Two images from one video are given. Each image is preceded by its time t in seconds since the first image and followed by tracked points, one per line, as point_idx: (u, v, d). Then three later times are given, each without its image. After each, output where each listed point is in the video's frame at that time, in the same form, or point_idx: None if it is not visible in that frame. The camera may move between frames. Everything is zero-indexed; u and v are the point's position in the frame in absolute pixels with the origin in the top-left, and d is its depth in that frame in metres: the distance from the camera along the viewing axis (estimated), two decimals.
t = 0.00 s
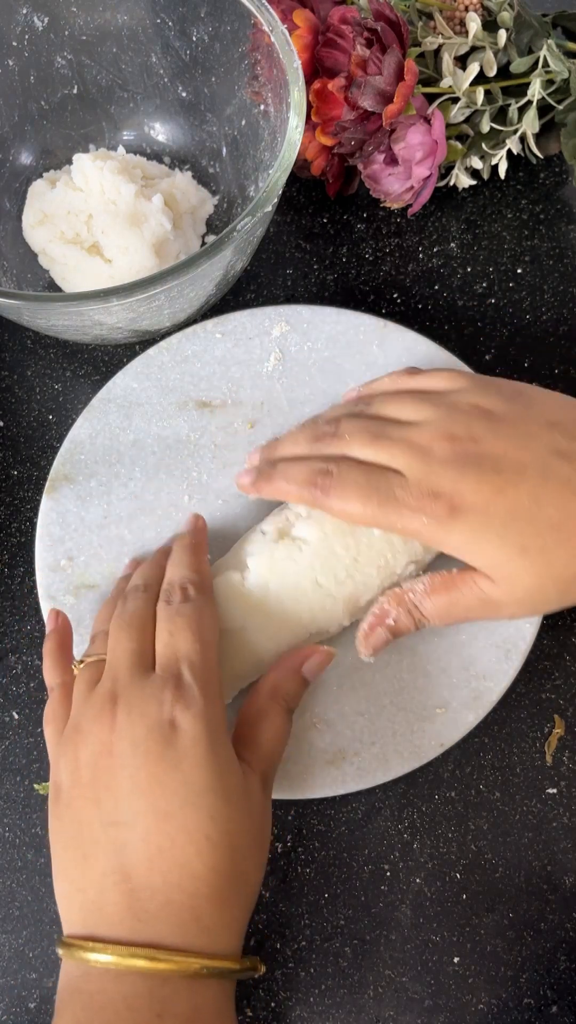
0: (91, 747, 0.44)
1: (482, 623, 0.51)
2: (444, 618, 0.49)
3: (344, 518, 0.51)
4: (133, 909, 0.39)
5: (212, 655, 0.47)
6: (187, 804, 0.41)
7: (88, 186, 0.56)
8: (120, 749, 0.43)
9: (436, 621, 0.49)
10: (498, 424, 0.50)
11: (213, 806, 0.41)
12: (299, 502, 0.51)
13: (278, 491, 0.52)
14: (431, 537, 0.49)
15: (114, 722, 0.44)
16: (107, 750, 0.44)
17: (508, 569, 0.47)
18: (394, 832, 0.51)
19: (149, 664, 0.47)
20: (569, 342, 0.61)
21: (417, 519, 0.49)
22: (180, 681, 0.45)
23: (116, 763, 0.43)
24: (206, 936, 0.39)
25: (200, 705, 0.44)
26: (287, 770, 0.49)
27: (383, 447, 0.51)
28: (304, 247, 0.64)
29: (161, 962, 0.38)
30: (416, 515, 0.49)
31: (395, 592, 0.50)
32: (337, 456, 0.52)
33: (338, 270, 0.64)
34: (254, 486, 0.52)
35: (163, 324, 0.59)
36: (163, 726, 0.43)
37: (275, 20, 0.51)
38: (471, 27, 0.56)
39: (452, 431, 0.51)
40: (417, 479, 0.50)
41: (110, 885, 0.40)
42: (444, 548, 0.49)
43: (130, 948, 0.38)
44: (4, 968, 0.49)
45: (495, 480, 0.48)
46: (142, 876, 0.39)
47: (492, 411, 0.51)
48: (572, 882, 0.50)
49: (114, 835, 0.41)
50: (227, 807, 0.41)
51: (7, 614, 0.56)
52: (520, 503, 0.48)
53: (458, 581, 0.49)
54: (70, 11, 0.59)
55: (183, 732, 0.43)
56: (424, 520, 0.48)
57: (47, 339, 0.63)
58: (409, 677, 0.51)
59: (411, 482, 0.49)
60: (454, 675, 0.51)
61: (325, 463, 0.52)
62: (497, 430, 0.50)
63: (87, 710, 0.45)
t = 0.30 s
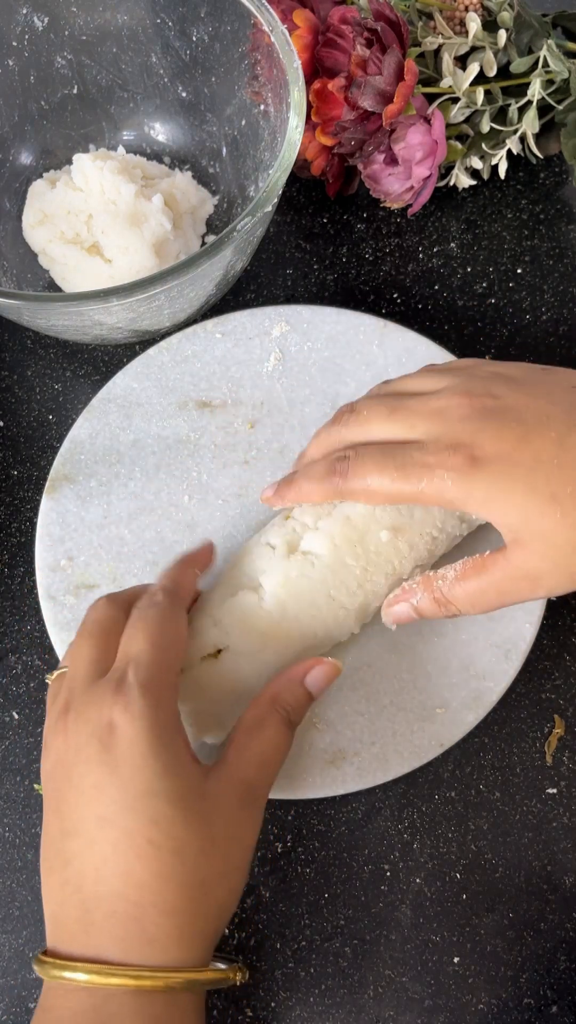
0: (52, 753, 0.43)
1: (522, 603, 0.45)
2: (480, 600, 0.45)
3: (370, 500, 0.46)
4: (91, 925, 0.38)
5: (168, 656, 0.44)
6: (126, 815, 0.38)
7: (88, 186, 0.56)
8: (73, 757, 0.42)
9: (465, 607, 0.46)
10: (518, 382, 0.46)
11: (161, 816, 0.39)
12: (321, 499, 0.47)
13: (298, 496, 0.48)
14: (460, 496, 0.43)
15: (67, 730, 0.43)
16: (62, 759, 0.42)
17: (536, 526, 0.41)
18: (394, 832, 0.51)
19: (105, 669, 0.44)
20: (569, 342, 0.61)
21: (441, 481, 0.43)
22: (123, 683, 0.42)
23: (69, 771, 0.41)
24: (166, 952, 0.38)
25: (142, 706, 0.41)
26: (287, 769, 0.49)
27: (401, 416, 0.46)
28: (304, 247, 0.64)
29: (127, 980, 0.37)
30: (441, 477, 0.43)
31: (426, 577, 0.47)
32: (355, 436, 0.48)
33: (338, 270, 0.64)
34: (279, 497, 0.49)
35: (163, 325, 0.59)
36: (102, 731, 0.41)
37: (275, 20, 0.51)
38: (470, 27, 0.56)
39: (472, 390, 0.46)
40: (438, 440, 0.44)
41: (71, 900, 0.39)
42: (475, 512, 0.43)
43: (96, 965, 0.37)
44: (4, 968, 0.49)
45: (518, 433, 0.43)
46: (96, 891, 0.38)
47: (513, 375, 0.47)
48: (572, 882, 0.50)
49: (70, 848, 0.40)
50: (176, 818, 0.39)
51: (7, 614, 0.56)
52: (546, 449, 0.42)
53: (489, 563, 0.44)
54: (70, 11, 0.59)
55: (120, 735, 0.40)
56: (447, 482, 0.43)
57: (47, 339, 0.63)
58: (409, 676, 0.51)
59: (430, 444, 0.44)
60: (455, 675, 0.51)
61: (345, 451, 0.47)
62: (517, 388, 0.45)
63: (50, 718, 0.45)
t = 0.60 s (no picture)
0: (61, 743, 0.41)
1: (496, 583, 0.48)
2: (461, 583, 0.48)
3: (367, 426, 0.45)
4: (115, 917, 0.36)
5: (187, 644, 0.43)
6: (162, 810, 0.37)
7: (89, 186, 0.56)
8: (88, 746, 0.39)
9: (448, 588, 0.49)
10: (521, 361, 0.45)
11: (192, 807, 0.37)
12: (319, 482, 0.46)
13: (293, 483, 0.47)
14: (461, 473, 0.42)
15: (79, 718, 0.40)
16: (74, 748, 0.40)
17: (530, 516, 0.43)
18: (394, 832, 0.51)
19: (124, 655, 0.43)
20: (569, 342, 0.61)
21: (446, 457, 0.42)
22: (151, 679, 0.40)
23: (87, 763, 0.39)
24: (195, 943, 0.36)
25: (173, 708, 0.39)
26: (287, 770, 0.49)
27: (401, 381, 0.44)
28: (304, 247, 0.64)
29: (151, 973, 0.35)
30: (445, 453, 0.42)
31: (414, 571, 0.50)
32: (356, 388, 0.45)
33: (338, 270, 0.64)
34: (276, 489, 0.48)
35: (163, 325, 0.59)
36: (130, 730, 0.39)
37: (275, 20, 0.51)
38: (470, 27, 0.56)
39: (479, 363, 0.44)
40: (442, 414, 0.42)
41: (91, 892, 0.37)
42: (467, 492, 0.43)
43: (119, 957, 0.35)
44: (4, 968, 0.49)
45: (530, 415, 0.42)
46: (121, 883, 0.36)
47: (512, 352, 0.46)
48: (572, 882, 0.50)
49: (91, 838, 0.38)
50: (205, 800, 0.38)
51: (7, 614, 0.56)
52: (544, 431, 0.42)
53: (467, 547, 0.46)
54: (70, 11, 0.59)
55: (150, 733, 0.38)
56: (456, 459, 0.42)
57: (47, 339, 0.63)
58: (410, 676, 0.51)
59: (434, 418, 0.42)
60: (455, 674, 0.51)
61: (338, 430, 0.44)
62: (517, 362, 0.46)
63: (56, 705, 0.42)
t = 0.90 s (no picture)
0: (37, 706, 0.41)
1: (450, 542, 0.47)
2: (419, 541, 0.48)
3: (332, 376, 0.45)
4: (97, 869, 0.37)
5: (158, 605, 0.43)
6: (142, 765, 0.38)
7: (88, 186, 0.56)
8: (69, 708, 0.40)
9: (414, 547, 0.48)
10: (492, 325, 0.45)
11: (172, 760, 0.39)
12: (283, 440, 0.45)
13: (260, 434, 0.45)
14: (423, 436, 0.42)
15: (61, 684, 0.41)
16: (55, 712, 0.40)
17: (490, 475, 0.42)
18: (394, 832, 0.51)
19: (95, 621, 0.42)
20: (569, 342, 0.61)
21: (406, 421, 0.42)
22: (126, 637, 0.41)
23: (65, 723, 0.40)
24: (174, 891, 0.37)
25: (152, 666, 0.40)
26: (287, 770, 0.49)
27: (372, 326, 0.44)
28: (304, 247, 0.64)
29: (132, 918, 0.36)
30: (406, 417, 0.42)
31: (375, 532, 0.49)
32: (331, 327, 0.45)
33: (338, 270, 0.64)
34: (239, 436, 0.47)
35: (163, 325, 0.59)
36: (111, 689, 0.39)
37: (275, 20, 0.51)
38: (471, 27, 0.56)
39: (446, 327, 0.44)
40: (411, 378, 0.42)
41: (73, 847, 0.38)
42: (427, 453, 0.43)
43: (98, 903, 0.36)
44: (4, 968, 0.49)
45: (488, 380, 0.42)
46: (103, 834, 0.37)
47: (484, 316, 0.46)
48: (572, 882, 0.50)
49: (73, 796, 0.38)
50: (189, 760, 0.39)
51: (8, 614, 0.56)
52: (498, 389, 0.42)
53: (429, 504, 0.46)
54: (70, 11, 0.59)
55: (132, 694, 0.39)
56: (414, 423, 0.42)
57: (47, 339, 0.63)
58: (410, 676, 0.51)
59: (398, 384, 0.42)
60: (455, 674, 0.51)
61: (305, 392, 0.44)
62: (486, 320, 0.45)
63: (31, 672, 0.42)
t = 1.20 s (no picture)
0: (79, 687, 0.43)
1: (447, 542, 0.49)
2: (421, 541, 0.49)
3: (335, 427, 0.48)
4: (115, 848, 0.38)
5: (209, 606, 0.46)
6: (177, 753, 0.39)
7: (88, 186, 0.56)
8: (111, 690, 0.41)
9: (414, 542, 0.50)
10: (470, 353, 0.46)
11: (203, 757, 0.39)
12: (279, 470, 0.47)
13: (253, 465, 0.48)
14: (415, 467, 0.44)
15: (104, 665, 0.42)
16: (94, 693, 0.42)
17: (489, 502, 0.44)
18: (394, 832, 0.51)
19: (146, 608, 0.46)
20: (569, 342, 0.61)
21: (398, 456, 0.44)
22: (175, 633, 0.43)
23: (104, 706, 0.41)
24: (188, 877, 0.38)
25: (195, 657, 0.42)
26: (287, 770, 0.49)
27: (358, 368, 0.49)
28: (304, 247, 0.64)
29: (142, 899, 0.36)
30: (398, 453, 0.44)
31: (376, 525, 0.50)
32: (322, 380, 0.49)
33: (338, 270, 0.64)
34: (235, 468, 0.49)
35: (163, 325, 0.59)
36: (155, 676, 0.41)
37: (275, 20, 0.51)
38: (470, 27, 0.55)
39: (430, 363, 0.46)
40: (396, 416, 0.45)
41: (95, 828, 0.38)
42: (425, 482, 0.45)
43: (108, 884, 0.37)
44: (4, 968, 0.49)
45: (471, 409, 0.43)
46: (128, 816, 0.38)
47: (466, 342, 0.47)
48: (572, 882, 0.50)
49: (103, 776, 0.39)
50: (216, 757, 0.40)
51: (8, 614, 0.56)
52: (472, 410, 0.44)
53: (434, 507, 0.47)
54: (70, 11, 0.59)
55: (176, 683, 0.41)
56: (406, 457, 0.44)
57: (47, 339, 0.63)
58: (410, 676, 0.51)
59: (391, 423, 0.45)
60: (454, 675, 0.51)
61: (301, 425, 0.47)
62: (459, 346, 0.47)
63: (75, 650, 0.45)
